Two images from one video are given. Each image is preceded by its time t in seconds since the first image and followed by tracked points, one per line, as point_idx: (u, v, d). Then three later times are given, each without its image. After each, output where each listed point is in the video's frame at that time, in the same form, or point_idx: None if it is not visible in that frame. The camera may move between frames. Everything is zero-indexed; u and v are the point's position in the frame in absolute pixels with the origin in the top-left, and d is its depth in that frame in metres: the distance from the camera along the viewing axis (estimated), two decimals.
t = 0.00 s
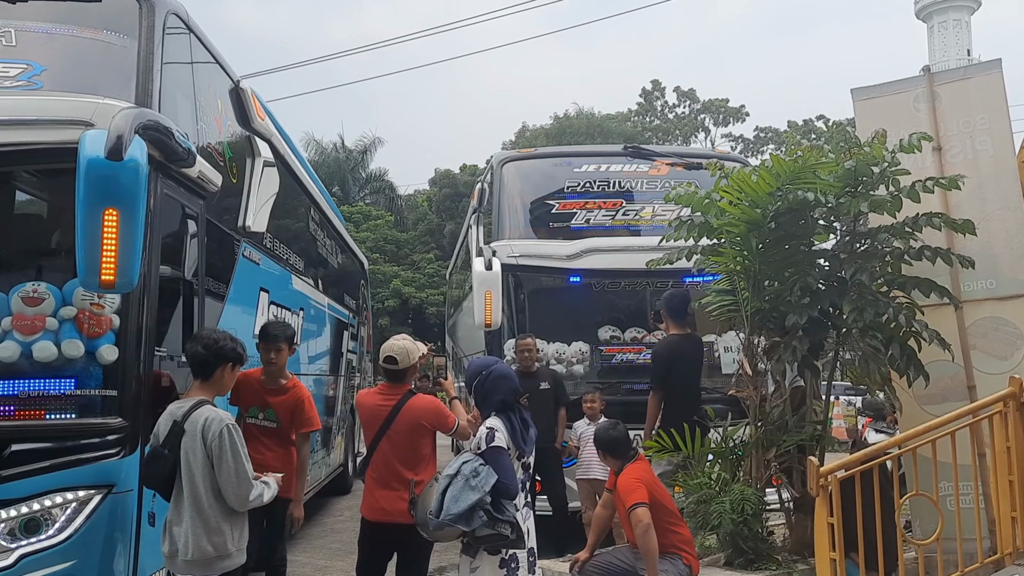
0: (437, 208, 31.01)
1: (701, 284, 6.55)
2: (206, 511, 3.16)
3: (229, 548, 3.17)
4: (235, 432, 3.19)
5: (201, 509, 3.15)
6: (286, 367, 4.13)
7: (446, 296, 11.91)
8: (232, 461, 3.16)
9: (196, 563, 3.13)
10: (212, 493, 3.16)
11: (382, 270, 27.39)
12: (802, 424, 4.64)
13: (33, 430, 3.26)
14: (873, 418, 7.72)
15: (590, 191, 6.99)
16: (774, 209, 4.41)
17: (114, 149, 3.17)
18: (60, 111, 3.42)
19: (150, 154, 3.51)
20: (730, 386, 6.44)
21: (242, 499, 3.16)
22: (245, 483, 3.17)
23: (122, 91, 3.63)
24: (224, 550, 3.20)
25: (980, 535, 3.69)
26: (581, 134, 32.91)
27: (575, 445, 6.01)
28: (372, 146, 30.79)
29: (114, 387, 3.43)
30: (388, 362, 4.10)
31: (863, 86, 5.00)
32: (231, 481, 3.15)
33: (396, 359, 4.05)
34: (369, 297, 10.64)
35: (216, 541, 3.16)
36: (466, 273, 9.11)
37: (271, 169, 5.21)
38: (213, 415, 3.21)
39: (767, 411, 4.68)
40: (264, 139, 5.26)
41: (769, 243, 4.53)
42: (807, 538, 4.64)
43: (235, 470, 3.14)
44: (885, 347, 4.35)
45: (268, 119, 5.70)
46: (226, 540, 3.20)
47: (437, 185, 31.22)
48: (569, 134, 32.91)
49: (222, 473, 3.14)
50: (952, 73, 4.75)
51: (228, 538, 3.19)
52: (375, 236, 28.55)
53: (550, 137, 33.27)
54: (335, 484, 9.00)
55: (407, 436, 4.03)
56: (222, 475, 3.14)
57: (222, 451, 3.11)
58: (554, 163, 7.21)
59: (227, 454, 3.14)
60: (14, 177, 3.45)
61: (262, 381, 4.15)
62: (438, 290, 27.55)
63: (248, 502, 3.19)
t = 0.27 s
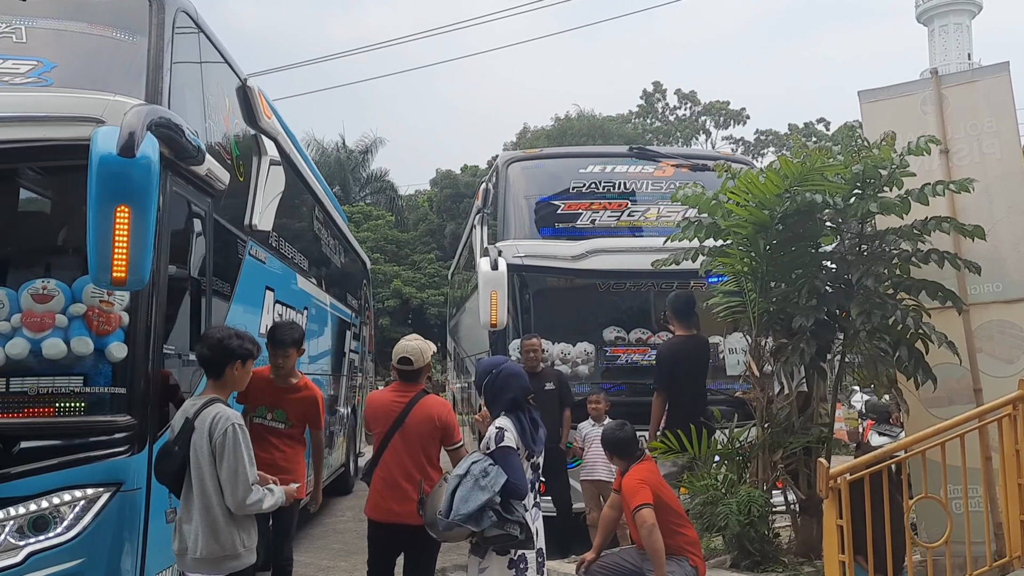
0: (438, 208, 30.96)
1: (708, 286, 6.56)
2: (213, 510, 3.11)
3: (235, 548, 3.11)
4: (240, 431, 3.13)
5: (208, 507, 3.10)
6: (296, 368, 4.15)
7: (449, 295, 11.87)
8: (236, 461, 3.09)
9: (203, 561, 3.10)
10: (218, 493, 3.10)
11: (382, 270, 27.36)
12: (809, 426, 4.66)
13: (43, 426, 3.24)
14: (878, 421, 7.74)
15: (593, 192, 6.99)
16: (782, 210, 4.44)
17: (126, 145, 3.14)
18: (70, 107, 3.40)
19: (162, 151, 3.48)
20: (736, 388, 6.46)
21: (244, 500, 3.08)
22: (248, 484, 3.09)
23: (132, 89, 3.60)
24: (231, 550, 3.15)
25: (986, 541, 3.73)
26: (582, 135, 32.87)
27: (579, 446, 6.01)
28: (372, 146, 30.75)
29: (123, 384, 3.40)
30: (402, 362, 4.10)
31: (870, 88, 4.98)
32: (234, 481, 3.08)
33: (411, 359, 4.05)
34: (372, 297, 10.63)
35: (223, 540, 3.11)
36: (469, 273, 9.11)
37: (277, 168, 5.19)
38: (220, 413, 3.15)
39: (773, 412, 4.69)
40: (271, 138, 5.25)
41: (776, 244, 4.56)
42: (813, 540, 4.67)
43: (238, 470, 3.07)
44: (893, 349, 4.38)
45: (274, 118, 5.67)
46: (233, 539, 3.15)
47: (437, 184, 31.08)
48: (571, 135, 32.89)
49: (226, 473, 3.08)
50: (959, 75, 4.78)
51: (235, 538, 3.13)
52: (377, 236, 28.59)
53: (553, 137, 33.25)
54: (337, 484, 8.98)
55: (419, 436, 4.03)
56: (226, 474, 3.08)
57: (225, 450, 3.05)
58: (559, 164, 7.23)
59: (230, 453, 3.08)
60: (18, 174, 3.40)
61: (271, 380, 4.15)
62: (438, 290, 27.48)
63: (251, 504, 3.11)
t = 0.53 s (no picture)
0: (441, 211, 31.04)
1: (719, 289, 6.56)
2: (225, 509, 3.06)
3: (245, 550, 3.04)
4: (246, 430, 3.05)
5: (220, 505, 3.07)
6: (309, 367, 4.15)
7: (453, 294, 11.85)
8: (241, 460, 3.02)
9: (217, 561, 3.06)
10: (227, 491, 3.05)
11: (387, 273, 27.47)
12: (821, 429, 4.70)
13: (61, 425, 3.19)
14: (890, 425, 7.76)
15: (600, 193, 7.04)
16: (794, 212, 4.47)
17: (149, 144, 3.09)
18: (87, 107, 3.35)
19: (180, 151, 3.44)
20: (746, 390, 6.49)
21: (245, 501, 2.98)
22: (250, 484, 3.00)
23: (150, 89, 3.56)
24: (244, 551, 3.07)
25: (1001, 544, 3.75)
26: (583, 139, 32.90)
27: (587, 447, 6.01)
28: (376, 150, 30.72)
29: (141, 384, 3.34)
30: (416, 360, 4.10)
31: (881, 91, 5.04)
32: (237, 480, 3.00)
33: (426, 358, 4.05)
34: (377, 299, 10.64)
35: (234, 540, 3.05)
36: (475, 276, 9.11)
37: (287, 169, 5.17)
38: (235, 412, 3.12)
39: (786, 414, 4.73)
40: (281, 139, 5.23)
41: (788, 246, 4.59)
42: (824, 543, 4.71)
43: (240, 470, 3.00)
44: (905, 351, 4.45)
45: (284, 118, 5.64)
46: (249, 540, 3.09)
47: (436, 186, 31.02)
48: (571, 139, 32.99)
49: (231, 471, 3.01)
50: (971, 79, 4.84)
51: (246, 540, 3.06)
52: (377, 238, 28.65)
53: (563, 142, 33.54)
54: (341, 486, 8.96)
55: (432, 434, 4.03)
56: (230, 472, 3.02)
57: (228, 447, 3.00)
58: (566, 167, 7.29)
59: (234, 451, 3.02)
60: (27, 174, 3.34)
61: (284, 379, 4.14)
62: (438, 292, 27.41)
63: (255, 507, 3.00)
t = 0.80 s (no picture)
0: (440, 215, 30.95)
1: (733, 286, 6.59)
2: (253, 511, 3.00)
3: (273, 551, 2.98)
4: (273, 432, 2.98)
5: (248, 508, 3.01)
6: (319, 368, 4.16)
7: (461, 293, 11.82)
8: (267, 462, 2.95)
9: (246, 563, 3.00)
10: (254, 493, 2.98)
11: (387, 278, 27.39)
12: (841, 424, 4.70)
13: (87, 430, 3.10)
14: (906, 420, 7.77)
15: (608, 192, 7.10)
16: (811, 206, 4.49)
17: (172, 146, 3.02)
18: (104, 110, 3.26)
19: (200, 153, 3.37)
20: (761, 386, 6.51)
21: (269, 504, 2.90)
22: (275, 487, 2.92)
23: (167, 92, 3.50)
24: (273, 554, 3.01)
25: None
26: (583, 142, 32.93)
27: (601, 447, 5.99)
28: (371, 154, 30.38)
29: (166, 388, 3.27)
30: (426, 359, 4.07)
31: (892, 85, 5.14)
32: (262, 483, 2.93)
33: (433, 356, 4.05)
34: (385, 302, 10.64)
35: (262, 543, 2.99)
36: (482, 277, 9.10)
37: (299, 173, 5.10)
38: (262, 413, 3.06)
39: (805, 409, 4.74)
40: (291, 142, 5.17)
41: (804, 241, 4.62)
42: (845, 538, 4.73)
43: (266, 472, 2.92)
44: (924, 345, 4.50)
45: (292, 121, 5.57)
46: (277, 543, 3.03)
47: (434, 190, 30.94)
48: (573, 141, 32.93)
49: (256, 474, 2.94)
50: (981, 72, 4.93)
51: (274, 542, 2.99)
52: (377, 242, 28.60)
53: (556, 143, 33.45)
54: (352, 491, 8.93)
55: (444, 430, 3.99)
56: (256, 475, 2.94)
57: (253, 449, 2.93)
58: (575, 166, 7.33)
59: (260, 453, 2.95)
60: (34, 181, 3.27)
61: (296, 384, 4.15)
62: (441, 296, 27.30)
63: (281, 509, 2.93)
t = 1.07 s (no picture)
0: (440, 229, 31.09)
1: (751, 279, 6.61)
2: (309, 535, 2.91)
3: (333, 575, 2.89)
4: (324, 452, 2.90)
5: (303, 533, 2.92)
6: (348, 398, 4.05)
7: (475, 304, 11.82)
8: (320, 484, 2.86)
9: None
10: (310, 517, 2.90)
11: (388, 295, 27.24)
12: (874, 409, 4.73)
13: (129, 465, 2.99)
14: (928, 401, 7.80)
15: (618, 192, 7.14)
16: (829, 191, 4.51)
17: (196, 175, 2.91)
18: (123, 145, 3.14)
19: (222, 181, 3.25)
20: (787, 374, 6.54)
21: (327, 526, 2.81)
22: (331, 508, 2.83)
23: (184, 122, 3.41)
24: None
25: None
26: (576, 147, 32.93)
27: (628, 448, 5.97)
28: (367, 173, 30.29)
29: (204, 418, 3.15)
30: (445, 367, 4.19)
31: (898, 66, 5.45)
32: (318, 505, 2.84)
33: (455, 364, 4.15)
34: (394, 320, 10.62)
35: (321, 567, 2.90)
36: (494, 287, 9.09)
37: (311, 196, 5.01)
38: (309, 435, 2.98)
39: (837, 397, 4.76)
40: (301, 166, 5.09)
41: (825, 226, 4.64)
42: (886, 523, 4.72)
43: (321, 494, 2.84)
44: (955, 323, 4.52)
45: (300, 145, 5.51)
46: (335, 565, 2.93)
47: (438, 205, 31.23)
48: (565, 146, 32.94)
49: (311, 496, 2.86)
50: (988, 46, 5.20)
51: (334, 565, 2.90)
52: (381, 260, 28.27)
53: (548, 150, 33.51)
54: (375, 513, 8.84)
55: (473, 436, 4.10)
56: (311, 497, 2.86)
57: (307, 472, 2.84)
58: (581, 170, 7.40)
59: (314, 475, 2.86)
60: (43, 223, 3.14)
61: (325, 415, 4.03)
62: (447, 310, 27.21)
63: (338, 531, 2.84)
